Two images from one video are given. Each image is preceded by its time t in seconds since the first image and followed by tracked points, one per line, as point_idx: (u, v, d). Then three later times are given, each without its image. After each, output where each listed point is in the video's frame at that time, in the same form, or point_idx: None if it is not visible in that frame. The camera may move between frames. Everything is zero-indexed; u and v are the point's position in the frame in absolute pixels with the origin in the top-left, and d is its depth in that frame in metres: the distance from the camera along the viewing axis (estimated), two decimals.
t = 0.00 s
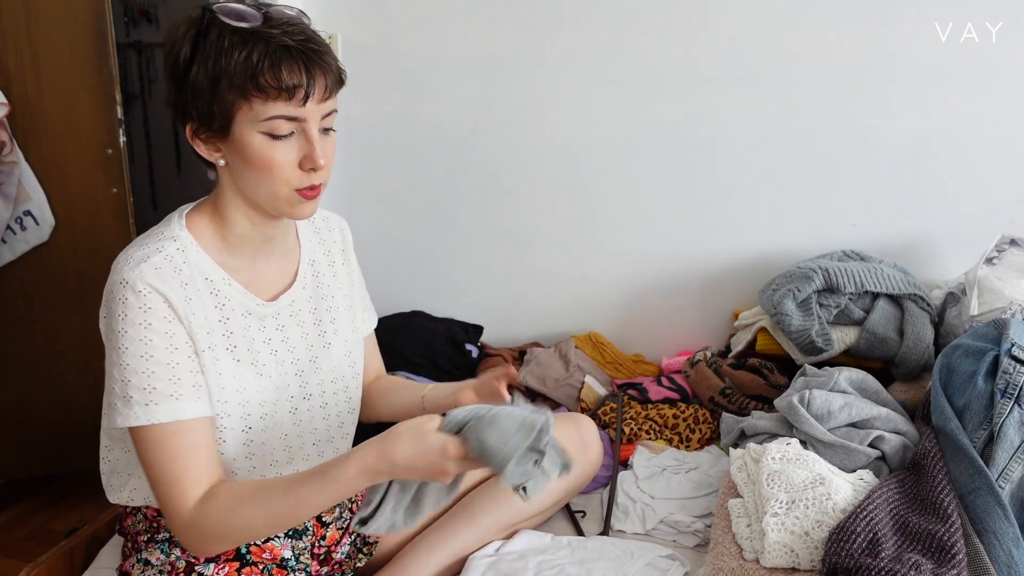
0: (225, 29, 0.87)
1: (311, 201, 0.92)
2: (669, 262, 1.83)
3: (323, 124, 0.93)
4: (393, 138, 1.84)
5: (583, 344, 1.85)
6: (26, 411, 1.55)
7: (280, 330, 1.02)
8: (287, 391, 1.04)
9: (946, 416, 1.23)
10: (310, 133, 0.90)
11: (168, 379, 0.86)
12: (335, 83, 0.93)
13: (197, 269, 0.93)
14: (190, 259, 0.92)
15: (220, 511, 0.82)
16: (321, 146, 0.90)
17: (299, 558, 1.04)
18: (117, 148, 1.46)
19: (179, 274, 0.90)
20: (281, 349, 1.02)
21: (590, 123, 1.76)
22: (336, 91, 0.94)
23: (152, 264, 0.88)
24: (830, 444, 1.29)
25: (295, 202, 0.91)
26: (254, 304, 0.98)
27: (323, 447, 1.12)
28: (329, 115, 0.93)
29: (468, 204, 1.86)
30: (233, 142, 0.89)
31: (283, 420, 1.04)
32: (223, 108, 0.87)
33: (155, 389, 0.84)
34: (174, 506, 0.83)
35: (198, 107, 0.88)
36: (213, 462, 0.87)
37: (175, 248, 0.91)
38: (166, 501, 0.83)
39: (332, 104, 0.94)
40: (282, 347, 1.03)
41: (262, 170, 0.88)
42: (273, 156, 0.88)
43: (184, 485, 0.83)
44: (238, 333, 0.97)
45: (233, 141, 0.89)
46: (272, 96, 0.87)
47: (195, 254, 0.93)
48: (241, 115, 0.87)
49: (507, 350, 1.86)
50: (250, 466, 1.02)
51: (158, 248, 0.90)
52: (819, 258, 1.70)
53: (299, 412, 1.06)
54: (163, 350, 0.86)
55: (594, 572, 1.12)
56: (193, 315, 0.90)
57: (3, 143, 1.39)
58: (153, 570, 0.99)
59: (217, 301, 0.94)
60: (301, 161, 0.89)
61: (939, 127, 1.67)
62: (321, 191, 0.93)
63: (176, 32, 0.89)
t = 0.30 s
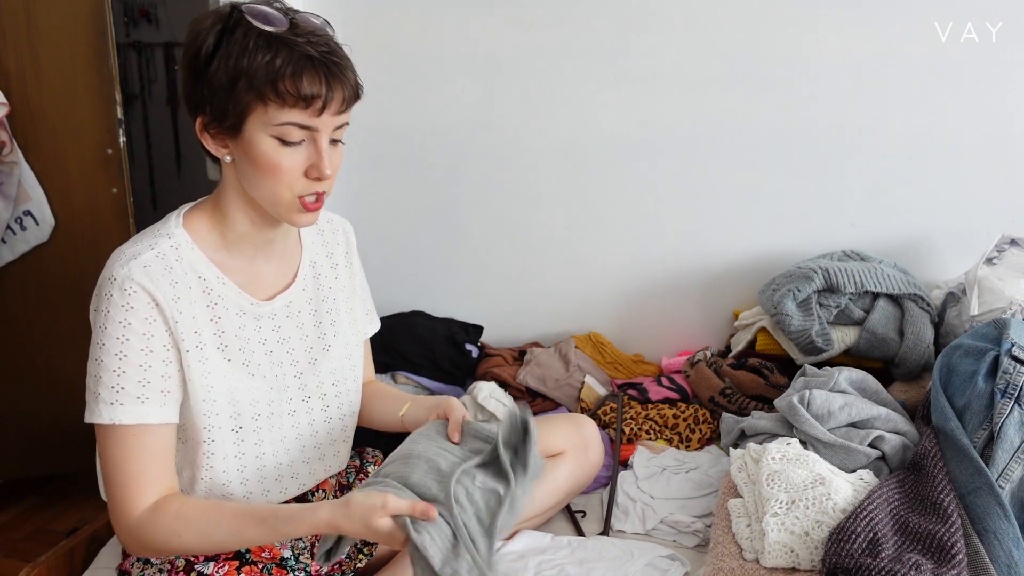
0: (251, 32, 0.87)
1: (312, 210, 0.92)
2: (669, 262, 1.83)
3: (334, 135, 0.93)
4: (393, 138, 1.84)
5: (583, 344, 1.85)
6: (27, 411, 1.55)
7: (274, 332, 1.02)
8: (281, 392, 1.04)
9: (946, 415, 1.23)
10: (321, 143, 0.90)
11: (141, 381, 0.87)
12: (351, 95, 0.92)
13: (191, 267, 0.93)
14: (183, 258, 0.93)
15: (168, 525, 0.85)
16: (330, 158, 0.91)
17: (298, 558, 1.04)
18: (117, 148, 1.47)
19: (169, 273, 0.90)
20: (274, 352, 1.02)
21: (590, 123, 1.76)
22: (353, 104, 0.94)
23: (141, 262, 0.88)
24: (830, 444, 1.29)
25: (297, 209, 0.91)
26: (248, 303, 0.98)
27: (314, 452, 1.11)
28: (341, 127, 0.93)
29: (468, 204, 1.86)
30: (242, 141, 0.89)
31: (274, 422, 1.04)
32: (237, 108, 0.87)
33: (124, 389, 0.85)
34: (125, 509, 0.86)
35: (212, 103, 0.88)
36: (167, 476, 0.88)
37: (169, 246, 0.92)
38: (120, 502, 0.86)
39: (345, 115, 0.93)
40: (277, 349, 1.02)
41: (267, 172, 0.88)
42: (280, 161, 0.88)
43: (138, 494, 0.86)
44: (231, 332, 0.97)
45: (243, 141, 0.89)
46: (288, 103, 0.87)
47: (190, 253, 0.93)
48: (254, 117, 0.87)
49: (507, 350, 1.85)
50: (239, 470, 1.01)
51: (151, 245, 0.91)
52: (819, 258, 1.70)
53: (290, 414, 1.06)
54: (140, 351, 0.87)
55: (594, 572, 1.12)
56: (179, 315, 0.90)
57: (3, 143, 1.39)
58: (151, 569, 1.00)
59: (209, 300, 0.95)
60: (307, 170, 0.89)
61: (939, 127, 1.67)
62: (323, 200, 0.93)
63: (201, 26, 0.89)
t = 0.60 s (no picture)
0: (265, 46, 0.85)
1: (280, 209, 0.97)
2: (669, 262, 1.83)
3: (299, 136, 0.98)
4: (393, 138, 1.84)
5: (583, 344, 1.85)
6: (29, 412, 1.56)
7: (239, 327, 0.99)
8: (267, 389, 1.02)
9: (946, 415, 1.23)
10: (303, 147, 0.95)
11: (129, 421, 0.83)
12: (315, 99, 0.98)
13: (142, 290, 0.88)
14: (128, 285, 0.87)
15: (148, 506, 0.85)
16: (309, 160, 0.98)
17: (294, 565, 1.05)
18: (117, 149, 1.48)
19: (122, 305, 0.85)
20: (250, 351, 0.99)
21: (590, 123, 1.76)
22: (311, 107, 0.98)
23: (89, 302, 0.82)
24: (830, 444, 1.29)
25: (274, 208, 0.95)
26: (208, 307, 0.94)
27: (305, 438, 1.12)
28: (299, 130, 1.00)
29: (468, 204, 1.86)
30: (249, 153, 0.88)
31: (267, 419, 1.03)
32: (252, 121, 0.85)
33: (115, 433, 0.82)
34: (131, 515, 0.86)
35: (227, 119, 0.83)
36: (175, 482, 0.88)
37: (110, 277, 0.85)
38: (141, 521, 0.86)
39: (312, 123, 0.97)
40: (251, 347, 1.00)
41: (267, 180, 0.91)
42: (279, 167, 0.91)
43: (152, 505, 0.85)
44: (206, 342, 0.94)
45: (250, 151, 0.87)
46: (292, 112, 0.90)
47: (135, 279, 0.87)
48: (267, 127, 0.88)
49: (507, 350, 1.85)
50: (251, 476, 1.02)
51: (91, 281, 0.84)
52: (819, 258, 1.70)
53: (280, 408, 1.05)
54: (120, 392, 0.83)
55: (594, 572, 1.12)
56: (146, 340, 0.86)
57: (3, 143, 1.39)
58: None
59: (171, 317, 0.90)
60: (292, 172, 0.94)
61: (939, 126, 1.67)
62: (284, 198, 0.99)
63: (200, 28, 0.81)
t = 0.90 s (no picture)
0: (228, 28, 0.85)
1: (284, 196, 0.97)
2: (669, 262, 1.83)
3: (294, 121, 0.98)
4: (393, 138, 1.84)
5: (583, 344, 1.85)
6: (30, 413, 1.57)
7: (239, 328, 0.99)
8: (269, 391, 1.02)
9: (946, 415, 1.23)
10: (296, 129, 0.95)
11: (129, 422, 0.84)
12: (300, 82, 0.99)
13: (143, 292, 0.88)
14: (128, 286, 0.86)
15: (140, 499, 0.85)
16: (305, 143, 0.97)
17: (293, 565, 1.05)
18: (116, 149, 1.48)
19: (122, 307, 0.85)
20: (252, 352, 0.99)
21: (590, 123, 1.76)
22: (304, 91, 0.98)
23: (90, 303, 0.83)
24: (830, 444, 1.29)
25: (277, 196, 0.95)
26: (210, 309, 0.94)
27: (306, 439, 1.12)
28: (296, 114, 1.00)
29: (467, 203, 1.86)
30: (235, 140, 0.87)
31: (268, 422, 1.03)
32: (235, 107, 0.85)
33: (116, 434, 0.82)
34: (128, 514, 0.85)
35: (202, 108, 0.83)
36: (176, 481, 0.88)
37: (111, 278, 0.85)
38: (141, 520, 0.86)
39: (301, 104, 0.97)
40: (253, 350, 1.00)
41: (260, 166, 0.90)
42: (273, 153, 0.91)
43: (154, 503, 0.85)
44: (207, 343, 0.94)
45: (238, 138, 0.87)
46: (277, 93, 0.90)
47: (135, 280, 0.87)
48: (251, 112, 0.88)
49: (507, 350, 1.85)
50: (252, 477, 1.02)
51: (92, 282, 0.84)
52: (819, 258, 1.70)
53: (281, 410, 1.05)
54: (120, 394, 0.83)
55: (594, 572, 1.12)
56: (146, 342, 0.86)
57: (3, 143, 1.39)
58: None
59: (173, 318, 0.90)
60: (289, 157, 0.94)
61: (938, 127, 1.67)
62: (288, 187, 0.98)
63: (164, 21, 0.81)
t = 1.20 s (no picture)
0: (186, 26, 0.82)
1: (274, 198, 0.93)
2: (669, 262, 1.83)
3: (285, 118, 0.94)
4: (393, 138, 1.84)
5: (583, 344, 1.85)
6: (30, 413, 1.57)
7: (236, 329, 0.98)
8: (268, 393, 1.02)
9: (946, 415, 1.23)
10: (280, 127, 0.91)
11: (124, 422, 0.83)
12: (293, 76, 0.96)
13: (139, 293, 0.88)
14: (125, 287, 0.87)
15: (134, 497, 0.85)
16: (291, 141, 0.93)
17: (293, 565, 1.05)
18: (116, 150, 1.47)
19: (117, 307, 0.85)
20: (249, 354, 0.99)
21: (590, 123, 1.76)
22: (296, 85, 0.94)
23: (86, 303, 0.83)
24: (830, 444, 1.29)
25: (263, 198, 0.91)
26: (207, 311, 0.94)
27: (305, 441, 1.12)
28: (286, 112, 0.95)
29: (467, 203, 1.86)
30: (201, 142, 0.85)
31: (266, 423, 1.03)
32: (195, 106, 0.83)
33: (110, 433, 0.82)
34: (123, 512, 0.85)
35: (158, 109, 0.82)
36: (171, 481, 0.88)
37: (108, 279, 0.85)
38: (135, 519, 0.86)
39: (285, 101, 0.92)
40: (250, 351, 1.00)
41: (232, 168, 0.87)
42: (246, 153, 0.87)
43: (149, 503, 0.86)
44: (203, 344, 0.94)
45: (202, 140, 0.85)
46: (250, 90, 0.86)
47: (132, 281, 0.87)
48: (216, 111, 0.85)
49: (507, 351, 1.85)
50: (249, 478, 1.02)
51: (89, 282, 0.84)
52: (819, 258, 1.70)
53: (280, 412, 1.05)
54: (114, 394, 0.83)
55: (594, 572, 1.12)
56: (141, 343, 0.86)
57: (3, 143, 1.39)
58: None
59: (169, 319, 0.90)
60: (272, 157, 0.90)
61: (938, 127, 1.67)
62: (281, 188, 0.95)
63: (123, 20, 0.81)
